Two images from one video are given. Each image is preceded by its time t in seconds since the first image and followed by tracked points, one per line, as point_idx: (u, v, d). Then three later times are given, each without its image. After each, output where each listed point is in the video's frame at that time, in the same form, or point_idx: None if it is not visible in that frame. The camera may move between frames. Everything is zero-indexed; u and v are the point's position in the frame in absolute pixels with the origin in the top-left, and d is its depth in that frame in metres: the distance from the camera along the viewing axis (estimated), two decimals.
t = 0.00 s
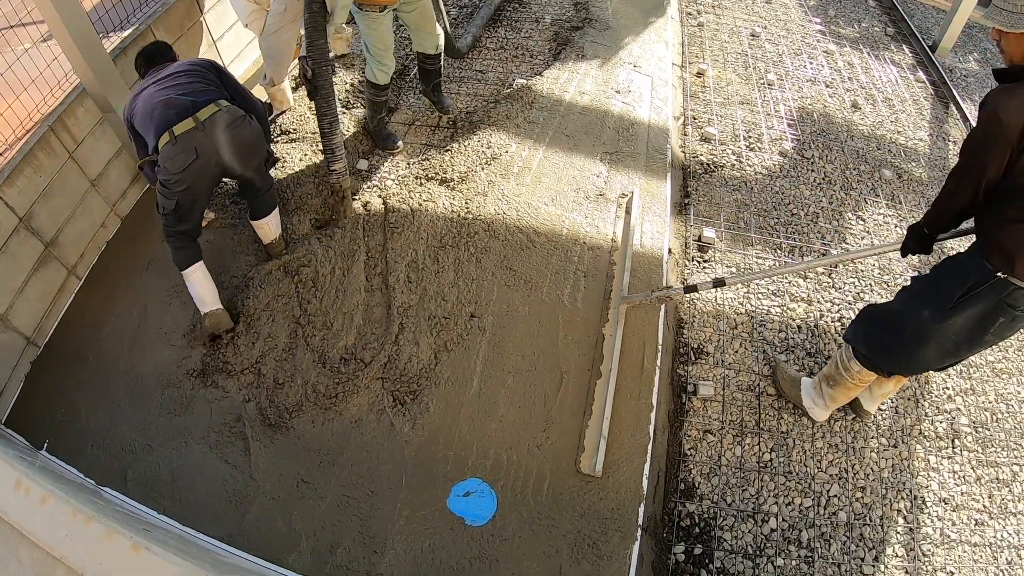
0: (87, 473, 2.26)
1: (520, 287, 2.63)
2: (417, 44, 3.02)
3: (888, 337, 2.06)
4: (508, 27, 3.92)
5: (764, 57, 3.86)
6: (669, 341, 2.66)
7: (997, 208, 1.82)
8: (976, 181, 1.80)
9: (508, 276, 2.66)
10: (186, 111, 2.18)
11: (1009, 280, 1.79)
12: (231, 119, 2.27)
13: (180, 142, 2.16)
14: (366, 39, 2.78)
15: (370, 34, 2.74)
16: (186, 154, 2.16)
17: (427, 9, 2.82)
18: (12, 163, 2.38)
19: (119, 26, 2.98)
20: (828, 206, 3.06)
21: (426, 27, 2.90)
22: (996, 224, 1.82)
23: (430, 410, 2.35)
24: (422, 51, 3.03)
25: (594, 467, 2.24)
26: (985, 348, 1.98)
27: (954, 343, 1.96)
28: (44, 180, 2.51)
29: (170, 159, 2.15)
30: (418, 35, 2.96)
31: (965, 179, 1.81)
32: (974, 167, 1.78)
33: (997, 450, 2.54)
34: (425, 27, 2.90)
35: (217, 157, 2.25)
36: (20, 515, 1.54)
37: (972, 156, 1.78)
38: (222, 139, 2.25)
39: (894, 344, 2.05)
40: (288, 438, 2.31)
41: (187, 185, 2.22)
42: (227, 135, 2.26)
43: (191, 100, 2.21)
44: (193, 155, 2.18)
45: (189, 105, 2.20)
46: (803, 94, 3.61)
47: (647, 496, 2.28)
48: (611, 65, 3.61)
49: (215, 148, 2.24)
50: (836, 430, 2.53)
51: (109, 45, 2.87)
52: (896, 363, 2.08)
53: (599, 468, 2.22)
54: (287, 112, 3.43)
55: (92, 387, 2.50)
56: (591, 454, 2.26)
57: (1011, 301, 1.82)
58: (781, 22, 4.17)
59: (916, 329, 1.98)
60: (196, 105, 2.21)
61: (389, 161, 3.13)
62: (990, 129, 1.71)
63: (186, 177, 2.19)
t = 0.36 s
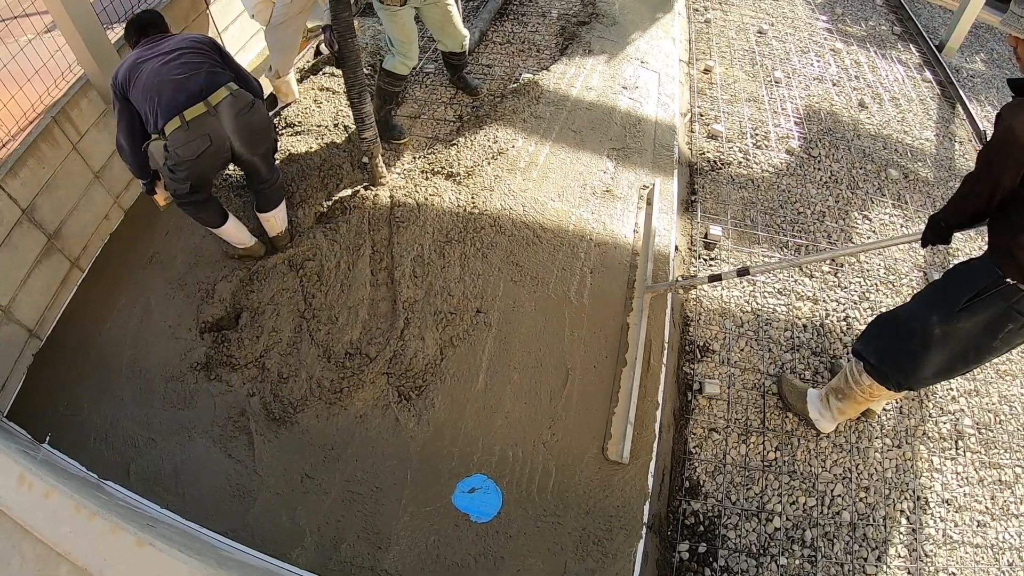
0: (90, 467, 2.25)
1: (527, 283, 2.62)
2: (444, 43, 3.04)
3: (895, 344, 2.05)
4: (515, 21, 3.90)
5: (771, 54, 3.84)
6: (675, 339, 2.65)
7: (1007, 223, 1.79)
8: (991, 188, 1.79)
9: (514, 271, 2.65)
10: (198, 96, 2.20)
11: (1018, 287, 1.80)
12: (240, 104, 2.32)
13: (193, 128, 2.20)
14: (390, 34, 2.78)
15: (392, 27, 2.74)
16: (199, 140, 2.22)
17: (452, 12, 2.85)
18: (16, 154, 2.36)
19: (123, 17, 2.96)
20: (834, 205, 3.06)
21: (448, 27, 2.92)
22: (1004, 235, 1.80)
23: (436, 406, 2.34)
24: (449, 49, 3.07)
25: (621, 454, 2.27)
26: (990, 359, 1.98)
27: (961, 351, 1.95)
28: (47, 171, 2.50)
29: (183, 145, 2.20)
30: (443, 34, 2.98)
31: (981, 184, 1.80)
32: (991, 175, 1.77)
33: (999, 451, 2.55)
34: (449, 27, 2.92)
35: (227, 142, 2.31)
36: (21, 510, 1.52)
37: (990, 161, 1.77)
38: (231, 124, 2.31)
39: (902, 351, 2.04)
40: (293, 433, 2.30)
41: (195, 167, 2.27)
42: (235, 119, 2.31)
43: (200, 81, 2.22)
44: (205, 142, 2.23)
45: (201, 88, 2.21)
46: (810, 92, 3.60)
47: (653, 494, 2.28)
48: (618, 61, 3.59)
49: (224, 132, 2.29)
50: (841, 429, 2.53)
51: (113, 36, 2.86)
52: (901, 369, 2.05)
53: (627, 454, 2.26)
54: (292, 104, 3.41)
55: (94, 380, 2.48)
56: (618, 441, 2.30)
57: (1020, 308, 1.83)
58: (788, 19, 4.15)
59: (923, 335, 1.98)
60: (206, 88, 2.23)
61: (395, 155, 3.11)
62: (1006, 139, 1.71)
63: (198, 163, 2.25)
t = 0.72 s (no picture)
0: (94, 466, 2.25)
1: (532, 284, 2.62)
2: (453, 38, 3.04)
3: (897, 349, 2.05)
4: (519, 20, 3.89)
5: (776, 55, 3.84)
6: (680, 341, 2.65)
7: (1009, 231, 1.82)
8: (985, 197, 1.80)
9: (520, 272, 2.64)
10: (187, 116, 2.20)
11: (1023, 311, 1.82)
12: (230, 119, 2.31)
13: (184, 148, 2.21)
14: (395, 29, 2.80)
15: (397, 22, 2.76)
16: (189, 160, 2.24)
17: (460, 6, 2.84)
18: (20, 154, 2.36)
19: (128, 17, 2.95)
20: (839, 207, 3.05)
21: (457, 21, 2.92)
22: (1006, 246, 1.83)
23: (441, 408, 2.34)
24: (456, 45, 3.07)
25: (618, 454, 2.26)
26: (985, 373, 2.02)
27: (959, 365, 1.98)
28: (51, 171, 2.49)
29: (175, 164, 2.23)
30: (451, 29, 2.98)
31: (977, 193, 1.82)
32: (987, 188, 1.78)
33: (1003, 454, 2.55)
34: (458, 21, 2.92)
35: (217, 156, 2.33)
36: (25, 511, 1.51)
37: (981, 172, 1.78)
38: (221, 140, 2.31)
39: (903, 357, 2.05)
40: (298, 433, 2.30)
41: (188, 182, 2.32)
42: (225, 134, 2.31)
43: (190, 99, 2.21)
44: (196, 160, 2.25)
45: (190, 107, 2.21)
46: (815, 93, 3.59)
47: (658, 496, 2.28)
48: (623, 62, 3.59)
49: (215, 148, 2.30)
50: (845, 432, 2.53)
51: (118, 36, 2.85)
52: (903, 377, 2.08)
53: (623, 454, 2.26)
54: (296, 104, 3.40)
55: (98, 380, 2.48)
56: (613, 441, 2.29)
57: None
58: (793, 20, 4.14)
59: (926, 347, 1.99)
60: (196, 106, 2.22)
61: (400, 155, 3.11)
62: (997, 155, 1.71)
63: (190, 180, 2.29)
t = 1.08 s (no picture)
0: (106, 471, 2.25)
1: (544, 287, 2.62)
2: (462, 47, 3.02)
3: (891, 345, 2.08)
4: (528, 23, 3.89)
5: (784, 57, 3.84)
6: (692, 343, 2.65)
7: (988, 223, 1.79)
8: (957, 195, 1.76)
9: (532, 275, 2.64)
10: (192, 119, 2.22)
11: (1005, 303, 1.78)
12: (233, 119, 2.34)
13: (188, 151, 2.24)
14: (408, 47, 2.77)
15: (410, 42, 2.72)
16: (195, 163, 2.27)
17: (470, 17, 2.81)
18: (30, 157, 2.36)
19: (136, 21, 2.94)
20: (850, 209, 3.05)
21: (468, 33, 2.89)
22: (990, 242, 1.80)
23: (454, 411, 2.34)
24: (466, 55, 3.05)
25: (540, 420, 2.30)
26: (987, 370, 1.94)
27: (950, 361, 1.94)
28: (61, 174, 2.49)
29: (180, 167, 2.25)
30: (461, 40, 2.95)
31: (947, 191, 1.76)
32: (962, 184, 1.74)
33: (1015, 455, 2.54)
34: (469, 33, 2.88)
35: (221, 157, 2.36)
36: (39, 515, 1.51)
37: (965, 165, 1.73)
38: (225, 141, 2.34)
39: (897, 354, 2.07)
40: (310, 437, 2.29)
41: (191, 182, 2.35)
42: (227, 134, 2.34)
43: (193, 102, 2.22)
44: (201, 163, 2.29)
45: (194, 111, 2.22)
46: (824, 95, 3.59)
47: (671, 498, 2.27)
48: (632, 64, 3.59)
49: (218, 149, 2.33)
50: (857, 433, 2.52)
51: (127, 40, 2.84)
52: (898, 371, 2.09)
53: (543, 422, 2.29)
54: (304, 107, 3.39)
55: (109, 384, 2.48)
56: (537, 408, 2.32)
57: (1009, 328, 1.78)
58: (801, 22, 4.14)
59: (916, 343, 2.00)
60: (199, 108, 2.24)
61: (410, 158, 3.10)
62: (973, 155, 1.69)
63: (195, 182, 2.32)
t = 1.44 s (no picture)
0: (120, 476, 2.24)
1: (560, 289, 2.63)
2: (479, 50, 3.01)
3: (882, 310, 2.12)
4: (538, 26, 3.89)
5: (794, 58, 3.83)
6: (708, 346, 2.64)
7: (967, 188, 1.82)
8: (935, 164, 1.79)
9: (550, 277, 2.66)
10: (226, 108, 2.22)
11: (983, 268, 1.80)
12: (265, 106, 2.34)
13: (226, 141, 2.23)
14: (429, 49, 2.75)
15: (432, 44, 2.70)
16: (232, 154, 2.27)
17: (491, 22, 2.80)
18: (42, 162, 2.35)
19: (147, 26, 2.93)
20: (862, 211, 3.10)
21: (487, 37, 2.89)
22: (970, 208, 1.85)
23: (471, 415, 2.33)
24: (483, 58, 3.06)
25: (499, 406, 2.32)
26: (971, 339, 1.93)
27: (932, 323, 1.96)
28: (73, 180, 2.48)
29: (220, 159, 2.24)
30: (479, 42, 2.94)
31: (922, 158, 1.80)
32: (939, 152, 1.76)
33: None
34: (488, 38, 2.89)
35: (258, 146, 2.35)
36: (53, 521, 1.47)
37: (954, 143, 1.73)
38: (260, 128, 2.33)
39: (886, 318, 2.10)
40: (326, 442, 2.28)
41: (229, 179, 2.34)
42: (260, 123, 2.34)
43: (223, 92, 2.23)
44: (240, 152, 2.28)
45: (226, 100, 2.23)
46: (835, 96, 3.59)
47: (690, 501, 2.27)
48: (643, 66, 3.58)
49: (254, 138, 2.32)
50: (873, 434, 2.51)
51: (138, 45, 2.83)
52: (885, 336, 2.12)
53: (501, 408, 2.31)
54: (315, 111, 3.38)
55: (123, 389, 2.47)
56: (495, 394, 2.35)
57: (984, 292, 1.80)
58: (811, 23, 4.14)
59: (903, 306, 2.04)
60: (230, 98, 2.24)
61: (423, 162, 3.10)
62: (953, 127, 1.70)
63: (234, 173, 2.32)
